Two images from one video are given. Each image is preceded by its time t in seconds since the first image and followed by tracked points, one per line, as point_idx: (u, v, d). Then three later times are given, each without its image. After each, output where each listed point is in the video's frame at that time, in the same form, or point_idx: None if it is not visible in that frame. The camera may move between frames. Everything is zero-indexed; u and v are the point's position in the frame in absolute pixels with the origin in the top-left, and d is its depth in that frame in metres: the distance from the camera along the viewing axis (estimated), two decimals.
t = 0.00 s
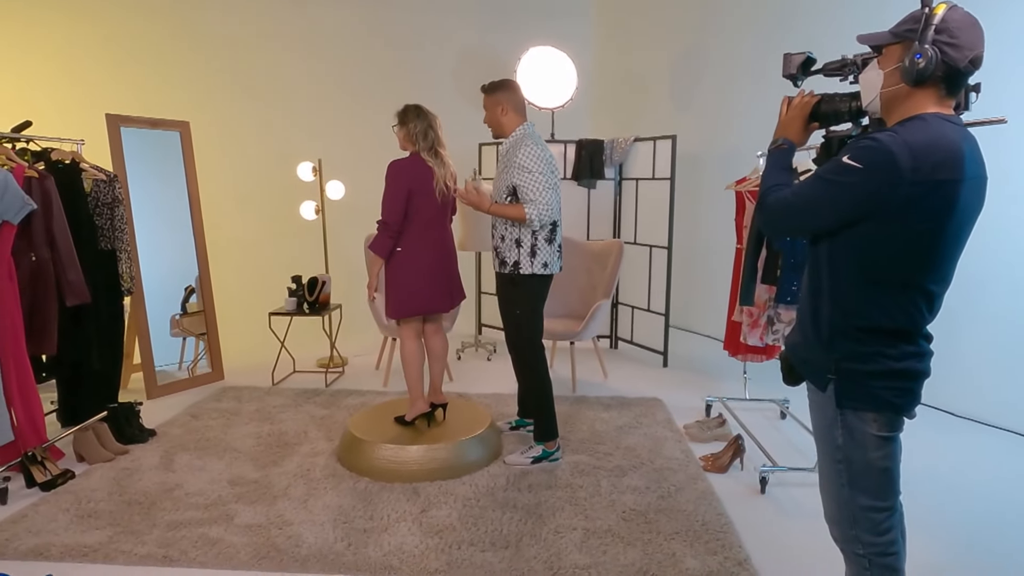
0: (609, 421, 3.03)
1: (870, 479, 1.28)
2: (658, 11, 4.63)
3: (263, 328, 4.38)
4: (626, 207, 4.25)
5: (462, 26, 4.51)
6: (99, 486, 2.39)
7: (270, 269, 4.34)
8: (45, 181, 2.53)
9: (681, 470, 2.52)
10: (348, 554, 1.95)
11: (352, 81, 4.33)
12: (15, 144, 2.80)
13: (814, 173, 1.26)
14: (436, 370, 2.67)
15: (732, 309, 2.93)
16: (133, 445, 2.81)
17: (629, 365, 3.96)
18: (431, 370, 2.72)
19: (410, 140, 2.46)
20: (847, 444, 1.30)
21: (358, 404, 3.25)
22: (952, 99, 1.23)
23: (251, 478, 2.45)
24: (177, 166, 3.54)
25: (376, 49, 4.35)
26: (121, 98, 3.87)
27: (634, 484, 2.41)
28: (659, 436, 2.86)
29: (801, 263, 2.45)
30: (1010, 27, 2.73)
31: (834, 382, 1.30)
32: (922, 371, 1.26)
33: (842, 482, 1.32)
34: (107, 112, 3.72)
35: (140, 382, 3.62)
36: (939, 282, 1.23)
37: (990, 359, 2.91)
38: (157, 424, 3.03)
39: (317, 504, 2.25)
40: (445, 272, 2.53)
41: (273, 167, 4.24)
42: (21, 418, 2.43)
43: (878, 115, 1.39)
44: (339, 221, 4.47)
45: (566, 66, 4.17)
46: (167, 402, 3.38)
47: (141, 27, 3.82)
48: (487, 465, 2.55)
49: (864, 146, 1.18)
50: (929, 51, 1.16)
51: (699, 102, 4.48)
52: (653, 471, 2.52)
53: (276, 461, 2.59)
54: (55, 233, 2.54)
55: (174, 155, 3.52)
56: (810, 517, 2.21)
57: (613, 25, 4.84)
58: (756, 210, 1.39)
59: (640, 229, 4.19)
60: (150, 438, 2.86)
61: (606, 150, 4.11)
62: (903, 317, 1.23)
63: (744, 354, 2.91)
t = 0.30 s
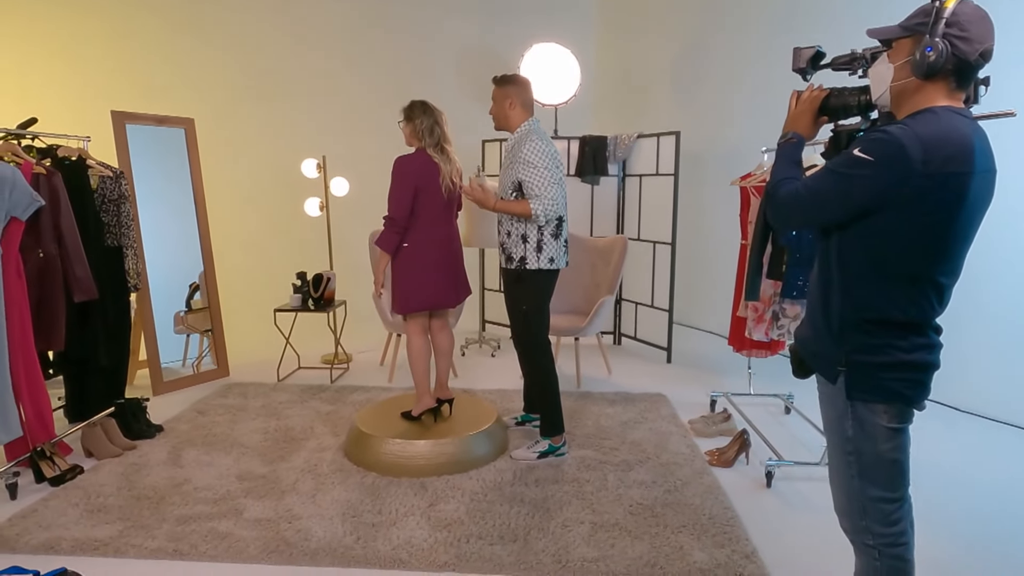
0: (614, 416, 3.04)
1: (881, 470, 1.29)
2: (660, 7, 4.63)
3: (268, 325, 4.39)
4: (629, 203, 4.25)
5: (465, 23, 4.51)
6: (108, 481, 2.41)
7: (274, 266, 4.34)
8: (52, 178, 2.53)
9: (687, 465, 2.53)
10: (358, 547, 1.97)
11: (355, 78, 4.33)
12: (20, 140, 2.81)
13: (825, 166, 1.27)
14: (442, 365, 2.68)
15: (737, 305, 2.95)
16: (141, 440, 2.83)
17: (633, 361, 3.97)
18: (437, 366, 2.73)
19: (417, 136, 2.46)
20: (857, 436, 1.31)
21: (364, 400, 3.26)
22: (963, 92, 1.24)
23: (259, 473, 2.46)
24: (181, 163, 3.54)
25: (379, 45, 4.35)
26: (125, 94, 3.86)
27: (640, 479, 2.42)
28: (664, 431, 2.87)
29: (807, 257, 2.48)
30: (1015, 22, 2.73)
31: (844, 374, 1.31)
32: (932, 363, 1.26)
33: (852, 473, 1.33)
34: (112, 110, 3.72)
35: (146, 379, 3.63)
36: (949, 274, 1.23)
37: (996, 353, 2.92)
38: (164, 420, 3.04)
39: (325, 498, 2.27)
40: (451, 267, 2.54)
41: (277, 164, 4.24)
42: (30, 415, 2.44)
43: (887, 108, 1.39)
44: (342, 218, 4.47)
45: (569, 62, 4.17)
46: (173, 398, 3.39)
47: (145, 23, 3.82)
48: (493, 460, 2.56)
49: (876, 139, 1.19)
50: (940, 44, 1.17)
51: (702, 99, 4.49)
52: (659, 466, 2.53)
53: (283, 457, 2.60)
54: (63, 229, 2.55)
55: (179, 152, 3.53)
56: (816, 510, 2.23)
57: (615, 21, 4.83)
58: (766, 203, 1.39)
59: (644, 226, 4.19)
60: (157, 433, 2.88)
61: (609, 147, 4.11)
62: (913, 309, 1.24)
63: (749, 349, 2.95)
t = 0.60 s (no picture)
0: (620, 412, 3.05)
1: (890, 464, 1.31)
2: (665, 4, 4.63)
3: (273, 322, 4.41)
4: (633, 200, 4.26)
5: (470, 21, 4.52)
6: (118, 477, 2.43)
7: (279, 263, 4.36)
8: (62, 175, 2.55)
9: (693, 460, 2.55)
10: (368, 541, 1.98)
11: (359, 75, 4.34)
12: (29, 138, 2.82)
13: (834, 160, 1.27)
14: (449, 361, 2.69)
15: (742, 301, 2.95)
16: (149, 436, 2.86)
17: (637, 357, 3.98)
18: (444, 362, 2.74)
19: (424, 133, 2.47)
20: (867, 429, 1.33)
21: (370, 396, 3.27)
22: (972, 87, 1.24)
23: (268, 469, 2.47)
24: (187, 161, 3.56)
25: (383, 43, 4.36)
26: (130, 92, 3.87)
27: (646, 474, 2.43)
28: (670, 427, 2.88)
29: (814, 254, 2.49)
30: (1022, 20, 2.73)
31: (854, 368, 1.32)
32: (942, 357, 1.27)
33: (862, 466, 1.34)
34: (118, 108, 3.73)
35: (153, 376, 3.65)
36: (958, 268, 1.24)
37: (1003, 351, 2.93)
38: (171, 417, 3.05)
39: (334, 493, 2.28)
40: (458, 263, 2.55)
41: (282, 162, 4.26)
42: (39, 412, 2.45)
43: (896, 104, 1.39)
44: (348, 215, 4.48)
45: (573, 59, 4.17)
46: (181, 395, 3.41)
47: (150, 22, 3.83)
48: (500, 455, 2.57)
49: (886, 134, 1.19)
50: (949, 39, 1.18)
51: (706, 95, 4.49)
52: (665, 461, 2.54)
53: (291, 452, 2.62)
54: (72, 227, 2.57)
55: (185, 150, 3.54)
56: (822, 505, 2.24)
57: (620, 18, 4.84)
58: (776, 198, 1.40)
59: (648, 222, 4.20)
60: (165, 429, 2.90)
61: (613, 144, 4.12)
62: (922, 303, 1.25)
63: (755, 346, 2.94)
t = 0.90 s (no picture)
0: (627, 409, 3.06)
1: (900, 457, 1.32)
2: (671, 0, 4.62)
3: (280, 319, 4.43)
4: (639, 197, 4.26)
5: (476, 18, 4.52)
6: (129, 472, 2.45)
7: (286, 260, 4.38)
8: (73, 172, 2.56)
9: (701, 456, 2.56)
10: (378, 535, 2.00)
11: (366, 72, 4.35)
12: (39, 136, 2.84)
13: (845, 156, 1.28)
14: (457, 358, 2.69)
15: (749, 298, 2.96)
16: (158, 432, 2.86)
17: (643, 354, 3.99)
18: (452, 358, 2.75)
19: (434, 130, 2.48)
20: (876, 423, 1.33)
21: (378, 393, 3.29)
22: (982, 82, 1.25)
23: (277, 464, 2.49)
24: (195, 158, 3.58)
25: (390, 41, 4.36)
26: (140, 89, 3.89)
27: (654, 470, 2.44)
28: (677, 423, 2.89)
29: (821, 251, 2.48)
30: None
31: (864, 363, 1.33)
32: (951, 351, 1.28)
33: (872, 460, 1.35)
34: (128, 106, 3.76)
35: (161, 372, 3.67)
36: (968, 263, 1.25)
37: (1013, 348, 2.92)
38: (181, 413, 3.07)
39: (344, 488, 2.30)
40: (466, 261, 2.56)
41: (290, 159, 4.28)
42: (52, 409, 2.48)
43: (906, 101, 1.39)
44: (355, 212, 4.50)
45: (579, 57, 4.16)
46: (189, 391, 3.43)
47: (160, 22, 3.85)
48: (508, 451, 2.58)
49: (897, 130, 1.20)
50: (960, 35, 1.19)
51: (713, 92, 4.49)
52: (672, 457, 2.55)
53: (300, 448, 2.64)
54: (83, 224, 2.58)
55: (194, 148, 3.56)
56: (830, 501, 2.24)
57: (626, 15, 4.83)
58: (787, 194, 1.41)
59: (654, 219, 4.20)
60: (175, 425, 2.91)
61: (619, 141, 4.11)
62: (932, 298, 1.25)
63: (760, 342, 2.96)
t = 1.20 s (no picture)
0: (635, 405, 3.06)
1: (911, 451, 1.32)
2: None
3: (289, 315, 4.45)
4: (647, 194, 4.26)
5: (483, 15, 4.52)
6: (142, 466, 2.48)
7: (295, 257, 4.40)
8: (86, 169, 2.59)
9: (710, 452, 2.56)
10: (389, 529, 2.01)
11: (374, 70, 4.36)
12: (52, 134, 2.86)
13: (857, 152, 1.28)
14: (466, 354, 2.70)
15: (758, 294, 2.96)
16: (170, 427, 2.88)
17: (651, 351, 3.99)
18: (461, 354, 2.76)
19: (446, 125, 2.50)
20: (888, 418, 1.34)
21: (387, 388, 3.31)
22: (995, 78, 1.25)
23: (289, 459, 2.51)
24: (205, 155, 3.60)
25: (398, 38, 4.37)
26: (150, 88, 3.95)
27: (663, 465, 2.45)
28: (686, 419, 2.89)
29: (831, 247, 2.51)
30: None
31: (876, 358, 1.33)
32: (963, 346, 1.28)
33: (883, 455, 1.36)
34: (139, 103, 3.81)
35: (172, 368, 3.70)
36: (979, 258, 1.25)
37: None
38: (192, 408, 3.10)
39: (355, 483, 2.31)
40: (476, 256, 2.56)
41: (299, 157, 4.30)
42: (66, 403, 2.51)
43: (918, 96, 1.38)
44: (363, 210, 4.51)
45: (586, 53, 4.16)
46: (200, 387, 3.45)
47: (171, 20, 3.89)
48: (517, 446, 2.59)
49: (910, 125, 1.20)
50: (974, 30, 1.19)
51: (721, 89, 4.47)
52: (681, 453, 2.55)
53: (311, 443, 2.65)
54: (96, 220, 2.61)
55: (204, 145, 3.59)
56: (839, 496, 2.25)
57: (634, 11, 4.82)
58: (798, 190, 1.41)
59: (662, 216, 4.20)
60: (187, 420, 2.93)
61: (627, 138, 4.11)
62: (944, 293, 1.26)
63: (770, 339, 2.95)
